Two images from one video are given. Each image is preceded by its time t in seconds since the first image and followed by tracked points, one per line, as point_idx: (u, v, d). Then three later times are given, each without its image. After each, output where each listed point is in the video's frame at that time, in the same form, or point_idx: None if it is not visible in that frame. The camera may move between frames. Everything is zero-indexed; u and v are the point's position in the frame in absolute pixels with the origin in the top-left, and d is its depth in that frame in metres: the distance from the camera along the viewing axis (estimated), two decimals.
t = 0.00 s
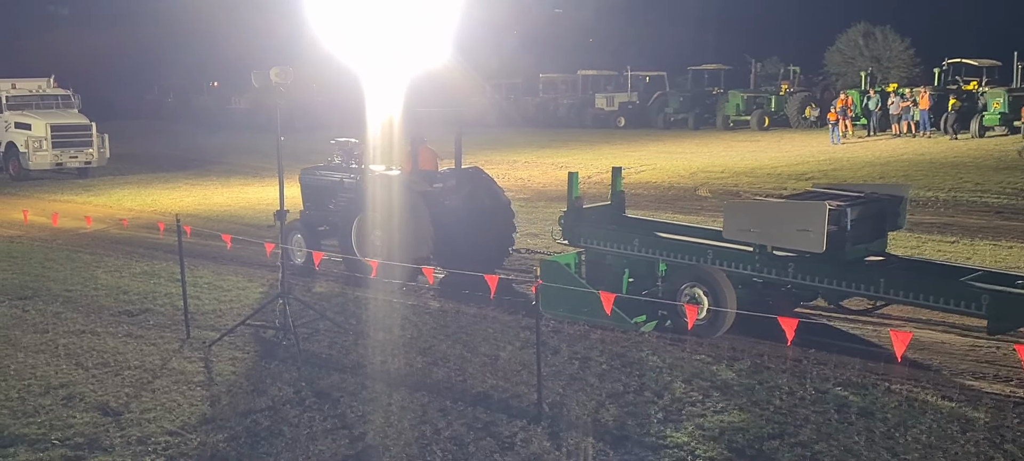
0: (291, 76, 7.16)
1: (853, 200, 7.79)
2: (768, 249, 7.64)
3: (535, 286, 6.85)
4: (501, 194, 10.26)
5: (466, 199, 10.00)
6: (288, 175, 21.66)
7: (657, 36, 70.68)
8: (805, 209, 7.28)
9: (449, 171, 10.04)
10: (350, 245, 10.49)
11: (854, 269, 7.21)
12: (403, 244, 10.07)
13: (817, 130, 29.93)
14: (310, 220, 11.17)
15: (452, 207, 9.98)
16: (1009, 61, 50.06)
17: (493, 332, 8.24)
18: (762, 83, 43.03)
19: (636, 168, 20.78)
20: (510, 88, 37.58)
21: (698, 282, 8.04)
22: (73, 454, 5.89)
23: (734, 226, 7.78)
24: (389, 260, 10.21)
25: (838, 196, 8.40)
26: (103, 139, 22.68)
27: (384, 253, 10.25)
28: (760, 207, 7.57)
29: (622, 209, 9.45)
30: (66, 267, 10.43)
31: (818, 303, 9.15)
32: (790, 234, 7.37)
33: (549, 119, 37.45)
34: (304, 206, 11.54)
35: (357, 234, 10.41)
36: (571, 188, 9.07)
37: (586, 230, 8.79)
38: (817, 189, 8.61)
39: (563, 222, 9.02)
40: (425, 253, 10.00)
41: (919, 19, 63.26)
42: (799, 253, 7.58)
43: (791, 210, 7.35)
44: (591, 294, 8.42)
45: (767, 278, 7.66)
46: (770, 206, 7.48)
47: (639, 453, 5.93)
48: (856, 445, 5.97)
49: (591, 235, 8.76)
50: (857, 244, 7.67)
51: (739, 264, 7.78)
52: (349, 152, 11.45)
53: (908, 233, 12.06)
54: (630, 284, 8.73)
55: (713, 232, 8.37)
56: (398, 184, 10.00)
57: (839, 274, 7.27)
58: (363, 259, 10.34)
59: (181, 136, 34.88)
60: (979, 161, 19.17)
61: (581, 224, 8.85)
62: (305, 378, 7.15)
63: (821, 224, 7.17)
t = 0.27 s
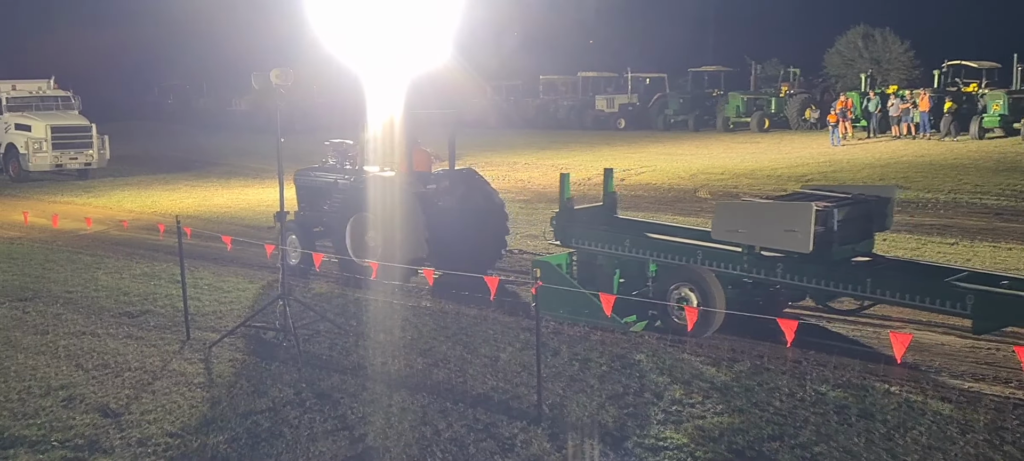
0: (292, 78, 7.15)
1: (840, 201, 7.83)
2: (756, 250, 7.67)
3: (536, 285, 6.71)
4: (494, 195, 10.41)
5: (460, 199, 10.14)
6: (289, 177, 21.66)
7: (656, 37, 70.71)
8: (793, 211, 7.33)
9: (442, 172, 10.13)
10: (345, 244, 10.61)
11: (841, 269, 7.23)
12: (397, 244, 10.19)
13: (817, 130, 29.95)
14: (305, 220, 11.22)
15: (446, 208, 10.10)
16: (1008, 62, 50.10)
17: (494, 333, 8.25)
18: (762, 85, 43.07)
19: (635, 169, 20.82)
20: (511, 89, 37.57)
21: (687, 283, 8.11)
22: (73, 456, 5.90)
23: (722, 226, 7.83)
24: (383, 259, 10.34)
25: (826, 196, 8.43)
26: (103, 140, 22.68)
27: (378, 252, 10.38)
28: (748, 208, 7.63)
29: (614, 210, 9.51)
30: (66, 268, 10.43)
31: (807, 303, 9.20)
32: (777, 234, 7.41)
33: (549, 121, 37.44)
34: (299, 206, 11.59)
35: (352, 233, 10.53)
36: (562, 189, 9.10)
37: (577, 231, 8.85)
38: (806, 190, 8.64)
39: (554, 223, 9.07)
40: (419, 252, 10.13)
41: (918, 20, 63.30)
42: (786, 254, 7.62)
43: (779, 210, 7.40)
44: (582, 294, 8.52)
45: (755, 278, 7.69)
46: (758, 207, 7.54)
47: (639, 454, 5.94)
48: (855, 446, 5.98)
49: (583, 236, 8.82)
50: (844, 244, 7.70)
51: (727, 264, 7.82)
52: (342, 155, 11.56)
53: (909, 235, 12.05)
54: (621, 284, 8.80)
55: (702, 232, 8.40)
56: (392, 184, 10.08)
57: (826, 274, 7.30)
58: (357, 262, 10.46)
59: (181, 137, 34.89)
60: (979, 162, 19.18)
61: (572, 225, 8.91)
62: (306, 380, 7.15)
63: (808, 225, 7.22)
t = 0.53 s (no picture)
0: (294, 78, 7.13)
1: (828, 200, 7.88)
2: (746, 248, 7.73)
3: (540, 284, 6.58)
4: (490, 194, 10.55)
5: (456, 199, 10.28)
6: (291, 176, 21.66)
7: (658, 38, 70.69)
8: (781, 210, 7.39)
9: (439, 172, 10.27)
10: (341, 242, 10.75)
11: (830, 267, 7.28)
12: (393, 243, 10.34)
13: (819, 131, 29.94)
14: (302, 218, 11.29)
15: (442, 207, 10.24)
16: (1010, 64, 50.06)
17: (496, 333, 8.25)
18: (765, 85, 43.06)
19: (637, 169, 20.82)
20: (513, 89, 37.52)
21: (678, 281, 8.15)
22: (75, 455, 5.89)
23: (712, 225, 7.91)
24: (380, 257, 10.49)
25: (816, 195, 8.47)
26: (105, 140, 22.68)
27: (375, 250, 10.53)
28: (737, 207, 7.69)
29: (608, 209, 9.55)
30: (69, 268, 10.43)
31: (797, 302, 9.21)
32: (766, 233, 7.46)
33: (551, 121, 37.41)
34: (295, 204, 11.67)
35: (349, 231, 10.67)
36: (556, 188, 9.14)
37: (571, 230, 8.92)
38: (796, 190, 8.68)
39: (548, 222, 9.13)
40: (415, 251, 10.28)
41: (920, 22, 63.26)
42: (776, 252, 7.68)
43: (767, 209, 7.46)
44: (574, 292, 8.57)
45: (745, 277, 7.74)
46: (747, 206, 7.60)
47: (641, 454, 5.93)
48: (858, 446, 5.97)
49: (577, 235, 8.88)
50: (833, 243, 7.75)
51: (718, 263, 7.87)
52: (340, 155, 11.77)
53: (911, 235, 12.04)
54: (615, 283, 8.83)
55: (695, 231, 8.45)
56: (389, 184, 10.20)
57: (814, 272, 7.36)
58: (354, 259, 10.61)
59: (183, 137, 34.90)
60: (981, 162, 19.17)
61: (566, 224, 8.97)
62: (308, 379, 7.15)
63: (796, 224, 7.27)
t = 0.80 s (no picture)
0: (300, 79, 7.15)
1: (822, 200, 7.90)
2: (741, 248, 7.74)
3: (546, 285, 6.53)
4: (488, 195, 10.74)
5: (455, 199, 10.48)
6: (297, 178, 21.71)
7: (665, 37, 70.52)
8: (775, 209, 7.42)
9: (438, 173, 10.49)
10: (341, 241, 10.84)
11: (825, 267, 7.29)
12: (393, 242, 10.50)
13: (827, 131, 29.83)
14: (302, 218, 11.29)
15: (441, 207, 10.45)
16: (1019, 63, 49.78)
17: (501, 333, 8.26)
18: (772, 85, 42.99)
19: (643, 169, 20.78)
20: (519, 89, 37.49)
21: (673, 281, 8.21)
22: (83, 454, 5.92)
23: (706, 224, 7.92)
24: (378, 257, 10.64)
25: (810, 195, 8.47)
26: (112, 141, 22.75)
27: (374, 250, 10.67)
28: (732, 206, 7.71)
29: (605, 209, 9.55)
30: (76, 268, 10.47)
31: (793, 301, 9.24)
32: (761, 232, 7.49)
33: (558, 122, 37.35)
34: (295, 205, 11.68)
35: (349, 231, 10.76)
36: (552, 188, 9.14)
37: (567, 229, 8.91)
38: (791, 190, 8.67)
39: (544, 222, 9.12)
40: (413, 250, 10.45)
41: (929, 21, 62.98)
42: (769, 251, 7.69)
43: (761, 208, 7.49)
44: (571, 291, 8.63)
45: (741, 276, 7.75)
46: (741, 206, 7.62)
47: (648, 455, 5.93)
48: (865, 448, 5.94)
49: (573, 234, 8.88)
50: (828, 242, 7.75)
51: (714, 263, 7.87)
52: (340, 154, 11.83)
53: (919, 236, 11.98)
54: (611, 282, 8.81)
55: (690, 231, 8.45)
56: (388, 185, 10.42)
57: (809, 271, 7.37)
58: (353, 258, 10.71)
59: (190, 138, 34.98)
60: (991, 162, 19.07)
61: (562, 223, 8.96)
62: (315, 379, 7.17)
63: (791, 223, 7.31)
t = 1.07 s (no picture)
0: (310, 76, 7.16)
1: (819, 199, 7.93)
2: (738, 246, 7.77)
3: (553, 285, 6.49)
4: (490, 191, 10.78)
5: (458, 196, 10.49)
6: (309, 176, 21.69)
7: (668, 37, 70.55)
8: (771, 207, 7.43)
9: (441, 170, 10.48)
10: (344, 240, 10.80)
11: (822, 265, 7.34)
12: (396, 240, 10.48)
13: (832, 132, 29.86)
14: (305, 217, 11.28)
15: (444, 204, 10.44)
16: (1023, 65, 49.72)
17: (511, 332, 8.26)
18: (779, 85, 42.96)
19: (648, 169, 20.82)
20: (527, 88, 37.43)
21: (671, 279, 8.21)
22: (92, 452, 5.92)
23: (704, 223, 7.98)
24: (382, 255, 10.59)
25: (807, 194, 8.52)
26: (122, 138, 22.73)
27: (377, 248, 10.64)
28: (728, 205, 7.75)
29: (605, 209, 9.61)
30: (86, 265, 10.48)
31: (789, 299, 9.34)
32: (757, 231, 7.51)
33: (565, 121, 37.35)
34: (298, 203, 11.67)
35: (352, 230, 10.75)
36: (552, 187, 9.19)
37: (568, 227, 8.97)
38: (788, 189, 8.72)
39: (546, 221, 9.18)
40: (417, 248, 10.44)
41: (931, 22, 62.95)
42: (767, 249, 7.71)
43: (756, 207, 7.51)
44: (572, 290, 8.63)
45: (737, 274, 7.81)
46: (738, 204, 7.66)
47: (656, 455, 5.93)
48: (873, 447, 5.97)
49: (574, 233, 8.93)
50: (824, 241, 7.80)
51: (712, 261, 7.92)
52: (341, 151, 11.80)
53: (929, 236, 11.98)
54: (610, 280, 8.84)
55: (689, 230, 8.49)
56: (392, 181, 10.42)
57: (804, 270, 7.42)
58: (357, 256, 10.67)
59: (197, 135, 34.96)
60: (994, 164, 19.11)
61: (563, 222, 9.02)
62: (324, 378, 7.17)
63: (786, 222, 7.33)
